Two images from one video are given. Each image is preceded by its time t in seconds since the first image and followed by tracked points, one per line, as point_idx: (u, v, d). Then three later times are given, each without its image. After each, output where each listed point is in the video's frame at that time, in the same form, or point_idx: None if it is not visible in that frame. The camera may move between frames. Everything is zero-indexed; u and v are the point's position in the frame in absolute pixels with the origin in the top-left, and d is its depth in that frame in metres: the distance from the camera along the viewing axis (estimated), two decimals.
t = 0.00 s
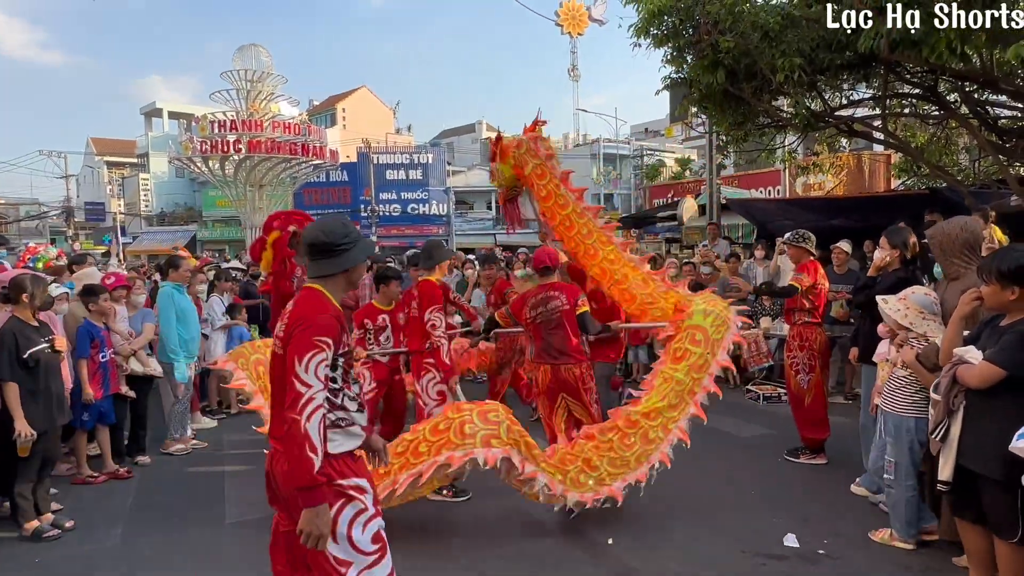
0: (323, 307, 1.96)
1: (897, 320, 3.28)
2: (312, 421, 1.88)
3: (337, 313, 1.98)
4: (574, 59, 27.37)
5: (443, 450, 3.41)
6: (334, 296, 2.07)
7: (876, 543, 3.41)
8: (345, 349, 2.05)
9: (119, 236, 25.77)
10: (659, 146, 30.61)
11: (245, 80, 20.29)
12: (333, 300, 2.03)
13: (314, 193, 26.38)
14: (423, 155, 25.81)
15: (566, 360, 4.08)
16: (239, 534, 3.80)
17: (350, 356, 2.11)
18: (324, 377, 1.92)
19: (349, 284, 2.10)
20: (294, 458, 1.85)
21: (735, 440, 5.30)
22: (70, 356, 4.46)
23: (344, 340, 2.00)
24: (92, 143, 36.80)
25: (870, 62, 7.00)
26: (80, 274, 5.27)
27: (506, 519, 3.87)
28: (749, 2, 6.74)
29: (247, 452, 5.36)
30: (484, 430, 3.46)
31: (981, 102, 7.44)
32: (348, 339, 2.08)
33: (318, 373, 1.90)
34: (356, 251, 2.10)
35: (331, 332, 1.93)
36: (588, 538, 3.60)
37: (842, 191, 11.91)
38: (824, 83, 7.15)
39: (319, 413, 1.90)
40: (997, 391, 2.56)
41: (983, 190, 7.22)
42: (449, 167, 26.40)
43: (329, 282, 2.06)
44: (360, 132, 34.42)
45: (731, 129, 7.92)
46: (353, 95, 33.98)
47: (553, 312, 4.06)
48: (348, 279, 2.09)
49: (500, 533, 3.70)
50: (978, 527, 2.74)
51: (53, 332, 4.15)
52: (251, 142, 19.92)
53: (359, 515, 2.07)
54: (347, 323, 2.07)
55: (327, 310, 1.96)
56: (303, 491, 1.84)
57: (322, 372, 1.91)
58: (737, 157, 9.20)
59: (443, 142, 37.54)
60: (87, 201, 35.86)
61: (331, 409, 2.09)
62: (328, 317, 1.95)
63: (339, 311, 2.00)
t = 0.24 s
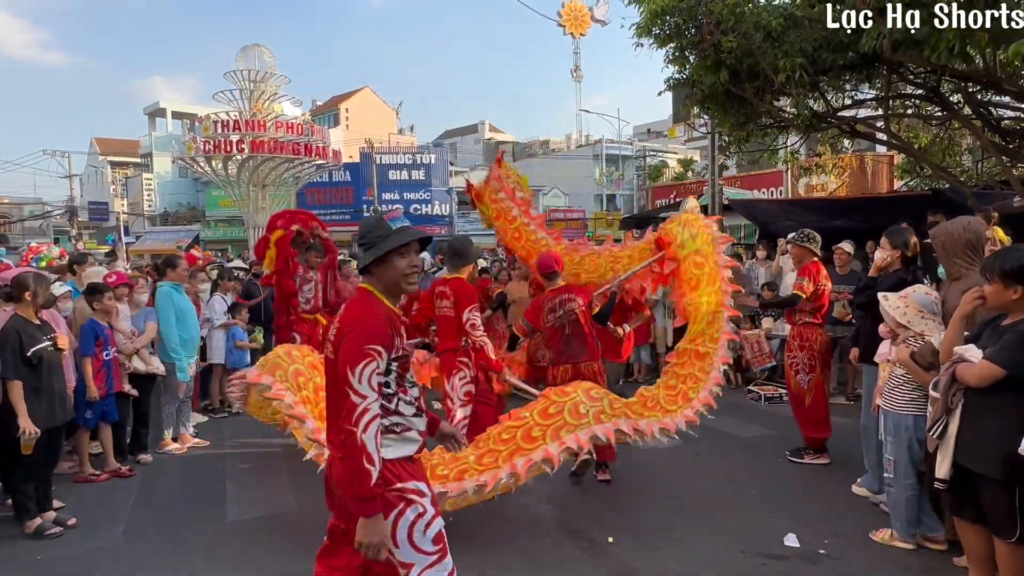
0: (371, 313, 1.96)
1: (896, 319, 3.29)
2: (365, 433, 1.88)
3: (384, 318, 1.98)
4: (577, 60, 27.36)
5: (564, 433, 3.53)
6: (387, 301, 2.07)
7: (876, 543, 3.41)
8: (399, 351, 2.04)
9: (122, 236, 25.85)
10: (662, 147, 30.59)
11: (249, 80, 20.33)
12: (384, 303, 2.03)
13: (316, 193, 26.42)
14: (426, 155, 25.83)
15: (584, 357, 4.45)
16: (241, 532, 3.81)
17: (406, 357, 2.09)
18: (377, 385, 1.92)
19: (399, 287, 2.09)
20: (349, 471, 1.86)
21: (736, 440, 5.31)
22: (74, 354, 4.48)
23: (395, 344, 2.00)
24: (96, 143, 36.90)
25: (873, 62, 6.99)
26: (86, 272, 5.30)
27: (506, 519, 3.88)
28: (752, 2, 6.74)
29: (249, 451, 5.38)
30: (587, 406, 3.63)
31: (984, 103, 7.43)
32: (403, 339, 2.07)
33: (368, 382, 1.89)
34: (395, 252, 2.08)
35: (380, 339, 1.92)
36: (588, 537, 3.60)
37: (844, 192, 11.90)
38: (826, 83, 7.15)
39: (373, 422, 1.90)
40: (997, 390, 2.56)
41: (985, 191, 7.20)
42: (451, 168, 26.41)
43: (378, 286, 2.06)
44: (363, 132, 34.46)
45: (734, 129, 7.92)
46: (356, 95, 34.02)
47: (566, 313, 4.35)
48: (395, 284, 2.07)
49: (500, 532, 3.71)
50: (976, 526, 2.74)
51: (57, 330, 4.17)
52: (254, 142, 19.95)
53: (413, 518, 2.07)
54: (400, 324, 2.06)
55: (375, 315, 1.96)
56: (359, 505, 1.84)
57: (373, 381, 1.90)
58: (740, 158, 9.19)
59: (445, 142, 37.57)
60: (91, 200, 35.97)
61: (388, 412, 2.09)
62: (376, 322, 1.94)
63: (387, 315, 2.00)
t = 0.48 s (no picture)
0: (416, 309, 1.90)
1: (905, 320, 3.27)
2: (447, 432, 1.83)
3: (431, 313, 1.91)
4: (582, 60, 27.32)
5: (662, 394, 3.58)
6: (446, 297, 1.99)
7: (884, 546, 3.40)
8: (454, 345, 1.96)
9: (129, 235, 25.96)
10: (667, 147, 30.52)
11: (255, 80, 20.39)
12: (434, 299, 1.95)
13: (322, 193, 26.47)
14: (431, 155, 25.85)
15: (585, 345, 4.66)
16: (248, 531, 3.81)
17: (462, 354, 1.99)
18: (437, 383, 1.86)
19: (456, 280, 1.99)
20: (459, 461, 1.83)
21: (742, 442, 5.29)
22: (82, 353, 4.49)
23: (448, 338, 1.93)
24: (103, 143, 37.05)
25: (881, 63, 6.95)
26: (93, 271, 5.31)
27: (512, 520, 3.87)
28: (760, 2, 6.71)
29: (256, 451, 5.38)
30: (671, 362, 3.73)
31: (993, 104, 7.39)
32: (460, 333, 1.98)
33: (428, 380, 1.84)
34: (446, 246, 1.96)
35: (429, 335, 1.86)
36: (595, 539, 3.60)
37: (851, 192, 11.86)
38: (834, 84, 7.12)
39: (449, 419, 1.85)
40: (1008, 393, 2.54)
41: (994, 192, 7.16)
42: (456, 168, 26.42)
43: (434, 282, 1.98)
44: (368, 132, 34.50)
45: (741, 130, 7.90)
46: (362, 95, 34.08)
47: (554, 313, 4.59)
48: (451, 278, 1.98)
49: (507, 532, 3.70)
50: (987, 529, 2.72)
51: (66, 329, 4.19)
52: (260, 142, 20.00)
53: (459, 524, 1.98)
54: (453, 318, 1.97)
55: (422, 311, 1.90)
56: (494, 479, 1.82)
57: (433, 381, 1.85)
58: (746, 158, 9.17)
59: (451, 142, 37.60)
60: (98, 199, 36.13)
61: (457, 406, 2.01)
62: (423, 318, 1.88)
63: (437, 311, 1.93)
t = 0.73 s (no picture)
0: (499, 318, 1.69)
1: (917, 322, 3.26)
2: (521, 450, 1.61)
3: (516, 324, 1.70)
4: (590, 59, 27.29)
5: (706, 300, 3.40)
6: (531, 306, 1.78)
7: (896, 549, 3.38)
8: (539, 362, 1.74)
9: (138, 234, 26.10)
10: (675, 147, 30.41)
11: (264, 79, 20.48)
12: (518, 308, 1.73)
13: (329, 192, 26.54)
14: (439, 155, 25.88)
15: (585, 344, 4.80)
16: (258, 531, 3.82)
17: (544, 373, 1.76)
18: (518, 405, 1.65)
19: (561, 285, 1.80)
20: (536, 484, 1.61)
21: (751, 444, 5.27)
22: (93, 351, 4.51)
23: (532, 354, 1.71)
24: (112, 142, 37.27)
25: (893, 62, 6.90)
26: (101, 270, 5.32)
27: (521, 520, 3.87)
28: (770, 1, 6.69)
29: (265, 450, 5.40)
30: (700, 268, 3.53)
31: (1004, 103, 7.34)
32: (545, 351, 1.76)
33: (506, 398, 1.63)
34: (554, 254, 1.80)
35: (512, 350, 1.66)
36: (605, 540, 3.59)
37: (860, 193, 11.80)
38: (845, 83, 7.09)
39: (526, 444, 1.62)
40: None
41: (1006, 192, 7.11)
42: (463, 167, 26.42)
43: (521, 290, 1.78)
44: (376, 131, 34.56)
45: (750, 130, 7.87)
46: (370, 95, 34.17)
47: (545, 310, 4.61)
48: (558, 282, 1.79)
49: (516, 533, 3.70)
50: (1002, 534, 2.70)
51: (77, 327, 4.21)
52: (268, 142, 20.07)
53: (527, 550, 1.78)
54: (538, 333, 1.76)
55: (505, 321, 1.69)
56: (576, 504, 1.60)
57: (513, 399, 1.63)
58: (755, 158, 9.14)
59: (458, 142, 37.63)
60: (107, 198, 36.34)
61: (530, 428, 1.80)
62: (506, 328, 1.67)
63: (520, 323, 1.71)
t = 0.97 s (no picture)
0: (578, 304, 1.60)
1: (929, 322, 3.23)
2: (538, 445, 1.53)
3: (597, 315, 1.60)
4: (597, 59, 27.19)
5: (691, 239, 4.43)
6: (611, 293, 1.69)
7: (906, 550, 3.36)
8: (614, 354, 1.64)
9: (147, 232, 26.23)
10: (682, 147, 30.33)
11: (272, 79, 20.57)
12: (597, 296, 1.65)
13: (337, 191, 26.61)
14: (446, 154, 25.90)
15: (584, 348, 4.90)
16: (266, 527, 3.83)
17: (621, 366, 1.66)
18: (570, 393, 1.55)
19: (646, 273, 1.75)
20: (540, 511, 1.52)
21: (758, 444, 5.25)
22: (102, 348, 4.53)
23: (609, 347, 1.62)
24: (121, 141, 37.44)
25: (903, 61, 6.85)
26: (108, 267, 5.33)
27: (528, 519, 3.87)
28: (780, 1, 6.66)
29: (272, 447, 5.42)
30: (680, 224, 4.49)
31: (1016, 103, 7.28)
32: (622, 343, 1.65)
33: (557, 387, 1.55)
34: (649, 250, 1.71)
35: (581, 336, 1.56)
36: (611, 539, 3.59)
37: (869, 193, 11.74)
38: (854, 83, 7.05)
39: (554, 438, 1.54)
40: None
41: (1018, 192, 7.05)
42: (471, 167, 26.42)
43: (604, 281, 1.68)
44: (383, 130, 34.61)
45: (758, 129, 7.84)
46: (377, 94, 34.23)
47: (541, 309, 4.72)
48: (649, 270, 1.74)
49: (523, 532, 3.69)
50: (1014, 536, 2.68)
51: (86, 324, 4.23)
52: (276, 141, 20.12)
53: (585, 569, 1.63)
54: (617, 324, 1.65)
55: (585, 309, 1.60)
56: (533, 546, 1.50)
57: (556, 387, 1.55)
58: (763, 158, 9.10)
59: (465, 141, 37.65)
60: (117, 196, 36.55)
61: (609, 424, 1.67)
62: (583, 315, 1.58)
63: (599, 310, 1.62)
